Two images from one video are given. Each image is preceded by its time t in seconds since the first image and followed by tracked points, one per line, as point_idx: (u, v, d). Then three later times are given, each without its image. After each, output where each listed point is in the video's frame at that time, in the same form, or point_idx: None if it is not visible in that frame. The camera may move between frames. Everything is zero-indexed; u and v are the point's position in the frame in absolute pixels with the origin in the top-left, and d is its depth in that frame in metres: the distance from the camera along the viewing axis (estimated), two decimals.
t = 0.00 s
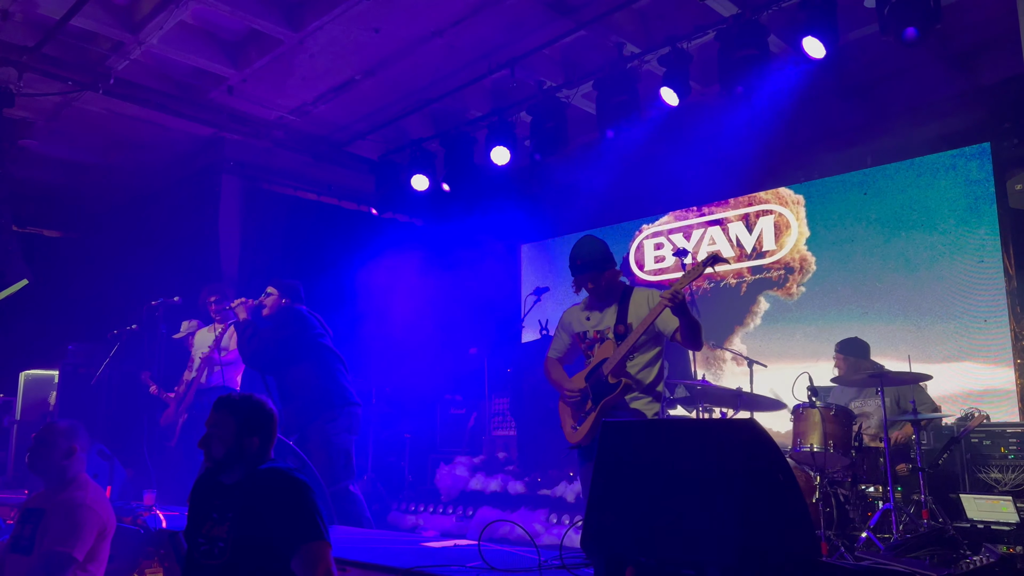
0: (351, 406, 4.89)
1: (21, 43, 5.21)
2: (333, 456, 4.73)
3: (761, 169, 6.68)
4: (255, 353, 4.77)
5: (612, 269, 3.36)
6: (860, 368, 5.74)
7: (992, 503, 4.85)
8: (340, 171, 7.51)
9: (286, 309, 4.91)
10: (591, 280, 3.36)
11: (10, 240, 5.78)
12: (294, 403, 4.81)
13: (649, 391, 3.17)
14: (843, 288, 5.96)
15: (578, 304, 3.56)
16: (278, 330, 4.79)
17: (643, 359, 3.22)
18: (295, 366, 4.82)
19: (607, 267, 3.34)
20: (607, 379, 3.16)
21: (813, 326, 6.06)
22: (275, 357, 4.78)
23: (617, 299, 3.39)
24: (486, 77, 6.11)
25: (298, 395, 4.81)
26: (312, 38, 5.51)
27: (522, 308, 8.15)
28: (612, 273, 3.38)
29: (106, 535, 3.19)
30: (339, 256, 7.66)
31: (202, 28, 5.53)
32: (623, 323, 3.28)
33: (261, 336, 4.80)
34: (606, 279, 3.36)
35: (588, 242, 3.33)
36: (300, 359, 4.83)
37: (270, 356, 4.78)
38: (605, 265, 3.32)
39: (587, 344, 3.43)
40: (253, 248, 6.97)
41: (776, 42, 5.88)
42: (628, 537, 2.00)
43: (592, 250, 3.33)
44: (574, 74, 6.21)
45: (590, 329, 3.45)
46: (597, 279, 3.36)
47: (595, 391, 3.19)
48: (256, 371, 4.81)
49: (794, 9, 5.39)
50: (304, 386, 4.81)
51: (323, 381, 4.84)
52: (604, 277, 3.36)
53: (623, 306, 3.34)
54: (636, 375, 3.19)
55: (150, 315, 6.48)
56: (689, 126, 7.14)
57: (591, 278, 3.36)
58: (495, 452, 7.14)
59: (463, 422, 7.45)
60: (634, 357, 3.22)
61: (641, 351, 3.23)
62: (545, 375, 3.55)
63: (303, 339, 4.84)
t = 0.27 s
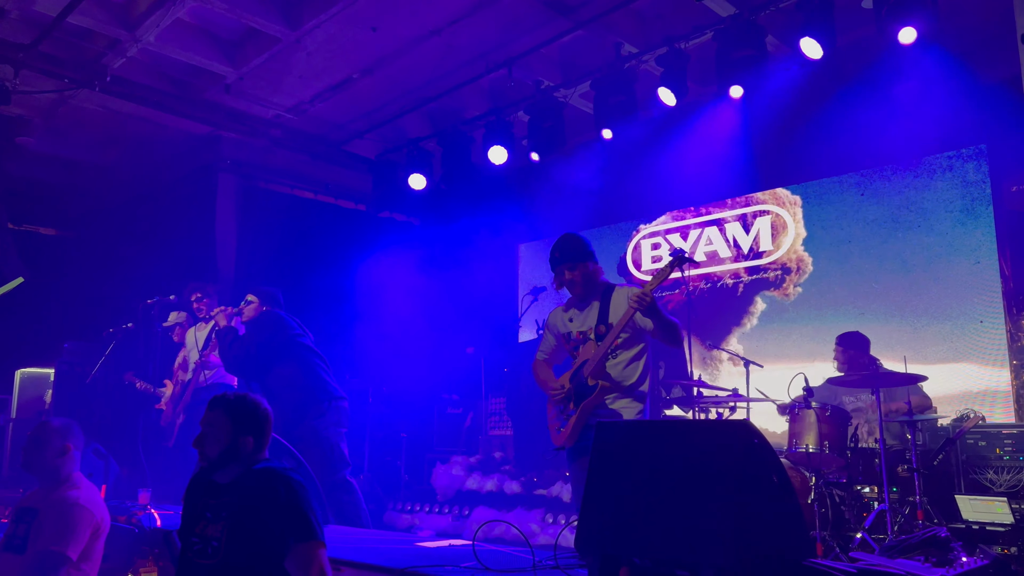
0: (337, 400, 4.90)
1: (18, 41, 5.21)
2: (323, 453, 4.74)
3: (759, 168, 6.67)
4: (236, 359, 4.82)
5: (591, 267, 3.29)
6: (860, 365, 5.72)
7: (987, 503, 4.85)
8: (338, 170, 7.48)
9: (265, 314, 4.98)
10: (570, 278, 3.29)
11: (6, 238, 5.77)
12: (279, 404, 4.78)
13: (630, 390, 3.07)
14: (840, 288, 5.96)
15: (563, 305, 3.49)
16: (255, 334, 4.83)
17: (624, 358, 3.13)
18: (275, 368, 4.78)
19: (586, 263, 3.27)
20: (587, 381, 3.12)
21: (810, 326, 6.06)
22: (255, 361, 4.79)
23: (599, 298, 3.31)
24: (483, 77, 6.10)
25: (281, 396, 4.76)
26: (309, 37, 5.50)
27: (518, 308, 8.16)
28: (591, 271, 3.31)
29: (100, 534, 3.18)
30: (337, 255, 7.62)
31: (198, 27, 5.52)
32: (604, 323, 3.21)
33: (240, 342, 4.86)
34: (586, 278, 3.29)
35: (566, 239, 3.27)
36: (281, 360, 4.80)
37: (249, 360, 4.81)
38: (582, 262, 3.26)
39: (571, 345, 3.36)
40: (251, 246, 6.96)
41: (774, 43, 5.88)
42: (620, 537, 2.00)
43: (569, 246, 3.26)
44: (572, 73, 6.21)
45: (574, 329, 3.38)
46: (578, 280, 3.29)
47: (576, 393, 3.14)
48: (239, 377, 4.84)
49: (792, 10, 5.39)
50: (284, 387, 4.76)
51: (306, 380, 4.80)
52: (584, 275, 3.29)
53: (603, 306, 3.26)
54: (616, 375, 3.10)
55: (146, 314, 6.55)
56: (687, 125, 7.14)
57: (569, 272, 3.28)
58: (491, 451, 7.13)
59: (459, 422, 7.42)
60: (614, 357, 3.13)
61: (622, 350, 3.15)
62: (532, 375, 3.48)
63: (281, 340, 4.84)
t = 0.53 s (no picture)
0: (334, 393, 4.96)
1: (17, 36, 5.19)
2: (324, 447, 4.84)
3: (759, 167, 6.68)
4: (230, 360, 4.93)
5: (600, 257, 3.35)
6: (858, 365, 5.75)
7: (985, 503, 4.84)
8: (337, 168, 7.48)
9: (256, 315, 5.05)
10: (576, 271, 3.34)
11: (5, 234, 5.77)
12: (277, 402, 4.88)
13: (627, 387, 3.10)
14: (839, 287, 5.96)
15: (568, 299, 3.52)
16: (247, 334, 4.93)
17: (622, 356, 3.17)
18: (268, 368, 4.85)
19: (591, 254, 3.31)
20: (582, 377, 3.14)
21: (809, 325, 6.06)
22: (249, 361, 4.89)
23: (599, 294, 3.35)
24: (483, 74, 6.09)
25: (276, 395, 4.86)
26: (308, 33, 5.49)
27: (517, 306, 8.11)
28: (598, 261, 3.37)
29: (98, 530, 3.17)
30: (336, 253, 7.61)
31: (197, 23, 5.51)
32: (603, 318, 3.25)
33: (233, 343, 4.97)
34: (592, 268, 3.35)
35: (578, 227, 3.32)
36: (274, 359, 4.88)
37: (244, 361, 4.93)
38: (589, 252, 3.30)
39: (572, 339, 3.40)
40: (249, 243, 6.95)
41: (774, 41, 5.88)
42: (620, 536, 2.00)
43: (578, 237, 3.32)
44: (571, 71, 6.20)
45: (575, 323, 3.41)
46: (581, 266, 3.34)
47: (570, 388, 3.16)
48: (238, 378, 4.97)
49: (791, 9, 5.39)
50: (279, 385, 4.85)
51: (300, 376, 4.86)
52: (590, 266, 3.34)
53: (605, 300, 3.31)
54: (613, 371, 3.13)
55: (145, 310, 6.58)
56: (686, 124, 7.13)
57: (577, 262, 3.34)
58: (490, 449, 7.14)
59: (458, 419, 7.45)
60: (610, 352, 3.16)
61: (620, 347, 3.19)
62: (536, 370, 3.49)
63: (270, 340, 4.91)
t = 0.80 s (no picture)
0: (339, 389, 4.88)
1: (22, 36, 5.20)
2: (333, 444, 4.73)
3: (761, 168, 6.68)
4: (230, 363, 4.82)
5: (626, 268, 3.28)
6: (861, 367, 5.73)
7: (987, 505, 4.81)
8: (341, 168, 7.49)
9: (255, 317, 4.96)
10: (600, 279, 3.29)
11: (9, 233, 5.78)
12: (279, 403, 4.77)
13: (648, 393, 3.12)
14: (842, 289, 5.96)
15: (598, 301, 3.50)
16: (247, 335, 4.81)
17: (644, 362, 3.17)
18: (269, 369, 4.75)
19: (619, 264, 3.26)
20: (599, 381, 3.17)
21: (812, 327, 6.06)
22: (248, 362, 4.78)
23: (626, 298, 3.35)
24: (487, 74, 6.10)
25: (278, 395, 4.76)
26: (312, 34, 5.51)
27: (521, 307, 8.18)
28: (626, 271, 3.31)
29: (101, 528, 3.20)
30: (340, 252, 7.62)
31: (202, 23, 5.52)
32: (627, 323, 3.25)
33: (233, 344, 4.86)
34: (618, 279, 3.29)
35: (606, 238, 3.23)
36: (275, 360, 4.79)
37: (243, 362, 4.81)
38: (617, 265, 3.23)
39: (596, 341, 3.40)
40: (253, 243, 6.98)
41: (778, 43, 5.88)
42: (621, 536, 2.00)
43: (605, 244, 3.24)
44: (575, 72, 6.21)
45: (601, 326, 3.42)
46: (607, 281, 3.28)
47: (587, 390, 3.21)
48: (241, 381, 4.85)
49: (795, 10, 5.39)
50: (281, 385, 4.75)
51: (303, 375, 4.78)
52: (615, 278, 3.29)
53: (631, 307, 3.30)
54: (631, 376, 3.14)
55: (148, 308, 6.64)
56: (690, 124, 7.14)
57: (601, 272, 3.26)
58: (492, 450, 7.15)
59: (460, 419, 7.40)
60: (631, 358, 3.16)
61: (643, 353, 3.18)
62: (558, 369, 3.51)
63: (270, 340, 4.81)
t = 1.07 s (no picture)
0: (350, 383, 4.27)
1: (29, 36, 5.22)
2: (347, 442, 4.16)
3: (765, 171, 6.67)
4: (238, 361, 4.36)
5: (674, 260, 3.30)
6: (863, 372, 5.77)
7: (992, 510, 4.85)
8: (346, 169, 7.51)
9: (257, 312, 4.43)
10: (646, 269, 3.32)
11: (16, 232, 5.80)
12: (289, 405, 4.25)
13: (686, 402, 3.10)
14: (846, 292, 5.95)
15: (641, 298, 3.51)
16: (252, 331, 4.30)
17: (686, 370, 3.15)
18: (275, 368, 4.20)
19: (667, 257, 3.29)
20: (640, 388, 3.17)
21: (816, 330, 6.05)
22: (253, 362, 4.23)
23: (670, 299, 3.33)
24: (492, 77, 6.10)
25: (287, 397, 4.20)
26: (318, 35, 5.51)
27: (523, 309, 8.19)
28: (674, 264, 3.33)
29: (105, 527, 3.21)
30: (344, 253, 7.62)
31: (208, 24, 5.53)
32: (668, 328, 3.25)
33: (239, 342, 4.38)
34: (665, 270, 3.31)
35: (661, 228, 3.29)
36: (280, 359, 4.20)
37: (247, 363, 4.27)
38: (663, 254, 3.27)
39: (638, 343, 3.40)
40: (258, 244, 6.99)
41: (783, 45, 5.88)
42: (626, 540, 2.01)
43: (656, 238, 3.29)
44: (580, 74, 6.21)
45: (643, 327, 3.41)
46: (652, 266, 3.31)
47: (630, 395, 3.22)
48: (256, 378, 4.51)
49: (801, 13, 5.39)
50: (289, 385, 4.19)
51: (310, 374, 4.17)
52: (663, 267, 3.31)
53: (675, 306, 3.30)
54: (672, 385, 3.14)
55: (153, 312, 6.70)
56: (694, 127, 7.14)
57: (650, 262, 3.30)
58: (495, 451, 7.27)
59: (464, 421, 7.52)
60: (671, 365, 3.16)
61: (686, 359, 3.15)
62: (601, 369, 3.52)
63: (272, 336, 4.25)
